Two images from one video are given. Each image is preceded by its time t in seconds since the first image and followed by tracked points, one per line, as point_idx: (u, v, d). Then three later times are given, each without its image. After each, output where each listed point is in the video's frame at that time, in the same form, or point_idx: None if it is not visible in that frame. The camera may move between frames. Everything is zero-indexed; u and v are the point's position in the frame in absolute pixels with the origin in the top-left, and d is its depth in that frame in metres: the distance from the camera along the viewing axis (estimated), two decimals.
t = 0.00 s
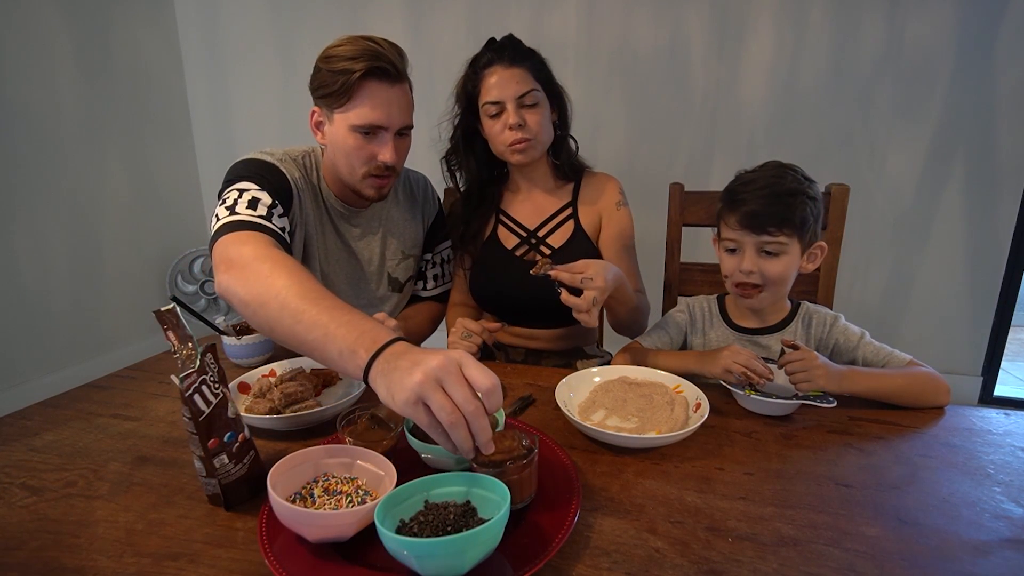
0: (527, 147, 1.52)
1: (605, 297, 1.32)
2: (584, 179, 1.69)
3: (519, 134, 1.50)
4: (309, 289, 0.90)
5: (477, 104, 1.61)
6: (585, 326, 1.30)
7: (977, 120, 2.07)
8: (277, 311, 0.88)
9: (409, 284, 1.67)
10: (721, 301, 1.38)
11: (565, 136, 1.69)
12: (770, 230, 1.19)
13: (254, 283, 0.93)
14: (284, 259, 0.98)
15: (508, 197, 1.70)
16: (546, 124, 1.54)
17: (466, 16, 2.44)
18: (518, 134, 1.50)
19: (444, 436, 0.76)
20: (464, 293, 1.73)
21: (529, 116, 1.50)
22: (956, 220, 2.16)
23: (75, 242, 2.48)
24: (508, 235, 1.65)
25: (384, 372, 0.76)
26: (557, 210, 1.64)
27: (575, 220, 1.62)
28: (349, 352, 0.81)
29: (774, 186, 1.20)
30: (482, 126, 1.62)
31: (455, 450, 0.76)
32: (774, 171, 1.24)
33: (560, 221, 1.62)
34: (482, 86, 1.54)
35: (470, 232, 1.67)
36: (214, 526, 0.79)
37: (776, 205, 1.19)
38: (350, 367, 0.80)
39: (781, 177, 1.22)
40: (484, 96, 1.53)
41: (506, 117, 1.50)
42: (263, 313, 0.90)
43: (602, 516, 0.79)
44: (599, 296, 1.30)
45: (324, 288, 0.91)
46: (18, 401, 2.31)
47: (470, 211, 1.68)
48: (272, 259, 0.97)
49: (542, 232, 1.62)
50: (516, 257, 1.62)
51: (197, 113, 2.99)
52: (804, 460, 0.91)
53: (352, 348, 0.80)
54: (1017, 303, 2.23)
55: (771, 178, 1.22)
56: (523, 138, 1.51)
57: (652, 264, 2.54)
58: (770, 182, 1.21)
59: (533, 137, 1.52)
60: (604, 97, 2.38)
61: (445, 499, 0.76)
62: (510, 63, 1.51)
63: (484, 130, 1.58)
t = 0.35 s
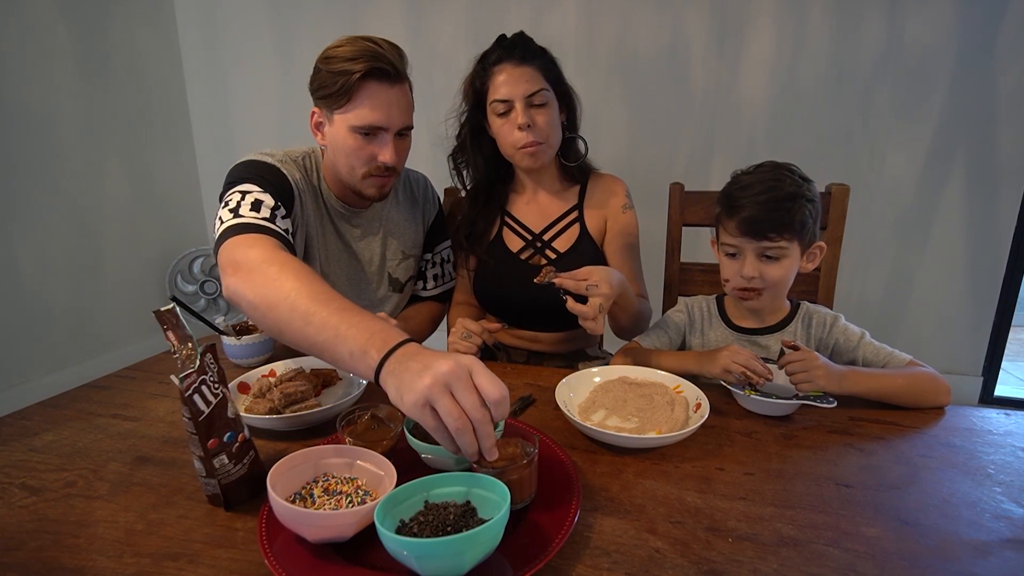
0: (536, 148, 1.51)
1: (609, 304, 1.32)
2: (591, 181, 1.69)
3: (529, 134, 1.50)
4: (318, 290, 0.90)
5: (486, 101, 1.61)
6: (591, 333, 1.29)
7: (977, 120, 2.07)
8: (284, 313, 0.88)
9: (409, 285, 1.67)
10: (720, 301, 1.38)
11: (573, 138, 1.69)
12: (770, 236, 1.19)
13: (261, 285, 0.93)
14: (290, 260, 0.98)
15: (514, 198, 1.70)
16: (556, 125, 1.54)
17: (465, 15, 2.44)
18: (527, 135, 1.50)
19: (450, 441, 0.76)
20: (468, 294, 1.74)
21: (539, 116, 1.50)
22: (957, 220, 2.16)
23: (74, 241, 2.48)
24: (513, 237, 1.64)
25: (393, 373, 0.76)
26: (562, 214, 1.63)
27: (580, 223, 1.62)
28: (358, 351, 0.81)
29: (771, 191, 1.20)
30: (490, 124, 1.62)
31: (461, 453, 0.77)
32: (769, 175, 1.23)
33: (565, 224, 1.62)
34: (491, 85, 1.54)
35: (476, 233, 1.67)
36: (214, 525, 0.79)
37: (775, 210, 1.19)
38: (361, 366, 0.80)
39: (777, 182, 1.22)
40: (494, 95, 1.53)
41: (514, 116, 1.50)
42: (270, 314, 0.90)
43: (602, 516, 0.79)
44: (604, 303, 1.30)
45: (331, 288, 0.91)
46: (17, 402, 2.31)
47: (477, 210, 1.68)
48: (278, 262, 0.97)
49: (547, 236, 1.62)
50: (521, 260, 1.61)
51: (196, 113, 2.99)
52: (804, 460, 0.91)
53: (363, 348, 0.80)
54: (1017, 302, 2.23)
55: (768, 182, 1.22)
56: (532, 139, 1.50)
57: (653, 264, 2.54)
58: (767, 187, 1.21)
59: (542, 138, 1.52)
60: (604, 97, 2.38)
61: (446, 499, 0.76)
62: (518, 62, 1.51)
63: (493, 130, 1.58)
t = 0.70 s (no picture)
0: (535, 143, 1.51)
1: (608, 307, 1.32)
2: (592, 182, 1.69)
3: (528, 129, 1.49)
4: (313, 289, 0.90)
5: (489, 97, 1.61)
6: (590, 337, 1.29)
7: (978, 120, 2.06)
8: (279, 312, 0.88)
9: (409, 284, 1.66)
10: (721, 301, 1.38)
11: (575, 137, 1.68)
12: (778, 236, 1.19)
13: (258, 284, 0.93)
14: (287, 260, 0.98)
15: (516, 198, 1.70)
16: (556, 121, 1.54)
17: (465, 15, 2.44)
18: (526, 128, 1.49)
19: (442, 439, 0.77)
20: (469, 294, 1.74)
21: (540, 112, 1.50)
22: (957, 220, 2.16)
23: (74, 241, 2.48)
24: (514, 238, 1.65)
25: (382, 376, 0.76)
26: (562, 215, 1.63)
27: (581, 224, 1.62)
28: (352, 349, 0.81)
29: (778, 190, 1.20)
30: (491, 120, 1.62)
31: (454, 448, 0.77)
32: (774, 174, 1.23)
33: (566, 226, 1.62)
34: (493, 81, 1.54)
35: (478, 233, 1.67)
36: (213, 526, 0.79)
37: (783, 210, 1.19)
38: (354, 366, 0.81)
39: (783, 181, 1.22)
40: (495, 90, 1.53)
41: (515, 112, 1.49)
42: (266, 314, 0.90)
43: (602, 516, 0.79)
44: (602, 306, 1.30)
45: (326, 287, 0.91)
46: (17, 402, 2.31)
47: (479, 210, 1.68)
48: (272, 262, 0.97)
49: (548, 236, 1.62)
50: (522, 261, 1.61)
51: (196, 113, 2.98)
52: (804, 460, 0.90)
53: (354, 348, 0.80)
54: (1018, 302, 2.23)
55: (773, 181, 1.22)
56: (531, 134, 1.50)
57: (654, 264, 2.54)
58: (773, 186, 1.20)
59: (542, 133, 1.51)
60: (604, 97, 2.38)
61: (445, 499, 0.76)
62: (519, 59, 1.51)
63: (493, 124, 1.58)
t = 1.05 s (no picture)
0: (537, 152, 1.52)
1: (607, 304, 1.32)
2: (593, 183, 1.69)
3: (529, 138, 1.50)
4: (306, 289, 0.90)
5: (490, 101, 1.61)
6: (587, 334, 1.28)
7: (978, 120, 2.06)
8: (271, 312, 0.88)
9: (409, 284, 1.66)
10: (721, 301, 1.38)
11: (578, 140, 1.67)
12: (778, 236, 1.19)
13: (252, 283, 0.93)
14: (281, 259, 0.98)
15: (517, 198, 1.70)
16: (557, 126, 1.53)
17: (465, 14, 2.44)
18: (528, 138, 1.50)
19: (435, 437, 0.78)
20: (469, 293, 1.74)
21: (541, 119, 1.50)
22: (958, 220, 2.16)
23: (73, 241, 2.48)
24: (515, 238, 1.65)
25: (370, 381, 0.76)
26: (563, 216, 1.64)
27: (582, 225, 1.62)
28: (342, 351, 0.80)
29: (779, 190, 1.20)
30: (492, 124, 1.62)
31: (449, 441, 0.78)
32: (776, 174, 1.23)
33: (566, 226, 1.62)
34: (494, 87, 1.54)
35: (479, 233, 1.67)
36: (213, 526, 0.79)
37: (783, 210, 1.18)
38: (345, 367, 0.81)
39: (784, 181, 1.21)
40: (495, 97, 1.53)
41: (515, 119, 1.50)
42: (258, 314, 0.90)
43: (602, 517, 0.79)
44: (600, 304, 1.29)
45: (319, 288, 0.91)
46: (17, 402, 2.31)
47: (481, 210, 1.68)
48: (264, 261, 0.97)
49: (548, 237, 1.62)
50: (522, 261, 1.62)
51: (196, 113, 2.98)
52: (805, 461, 0.90)
53: (345, 350, 0.80)
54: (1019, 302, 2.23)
55: (774, 181, 1.22)
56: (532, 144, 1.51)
57: (655, 264, 2.54)
58: (773, 186, 1.20)
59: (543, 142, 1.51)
60: (604, 96, 2.38)
61: (445, 500, 0.76)
62: (520, 65, 1.51)
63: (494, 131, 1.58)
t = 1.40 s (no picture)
0: (535, 150, 1.52)
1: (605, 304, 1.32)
2: (593, 183, 1.68)
3: (528, 136, 1.50)
4: (299, 289, 0.90)
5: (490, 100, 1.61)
6: (584, 333, 1.28)
7: (979, 120, 2.06)
8: (264, 310, 0.88)
9: (408, 283, 1.66)
10: (721, 301, 1.37)
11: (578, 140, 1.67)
12: (774, 234, 1.19)
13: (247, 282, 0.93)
14: (276, 258, 0.98)
15: (517, 198, 1.70)
16: (557, 126, 1.53)
17: (465, 14, 2.43)
18: (527, 135, 1.50)
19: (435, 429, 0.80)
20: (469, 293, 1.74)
21: (540, 117, 1.50)
22: (958, 220, 2.16)
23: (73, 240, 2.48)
24: (515, 238, 1.65)
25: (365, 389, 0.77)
26: (563, 216, 1.63)
27: (582, 225, 1.62)
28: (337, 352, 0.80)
29: (778, 189, 1.20)
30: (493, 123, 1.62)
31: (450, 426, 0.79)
32: (776, 174, 1.23)
33: (566, 226, 1.62)
34: (495, 85, 1.54)
35: (478, 233, 1.67)
36: (212, 526, 0.79)
37: (781, 209, 1.18)
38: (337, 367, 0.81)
39: (784, 181, 1.21)
40: (496, 95, 1.53)
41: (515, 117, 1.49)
42: (252, 312, 0.90)
43: (602, 517, 0.79)
44: (598, 304, 1.29)
45: (313, 287, 0.91)
46: (16, 401, 2.31)
47: (480, 210, 1.68)
48: (259, 258, 0.97)
49: (548, 237, 1.62)
50: (522, 261, 1.62)
51: (196, 113, 2.98)
52: (805, 461, 0.90)
53: (337, 349, 0.80)
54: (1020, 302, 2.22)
55: (774, 181, 1.21)
56: (532, 142, 1.50)
57: (655, 263, 2.53)
58: (772, 185, 1.20)
59: (542, 140, 1.51)
60: (604, 96, 2.38)
61: (445, 500, 0.76)
62: (521, 64, 1.51)
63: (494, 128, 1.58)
